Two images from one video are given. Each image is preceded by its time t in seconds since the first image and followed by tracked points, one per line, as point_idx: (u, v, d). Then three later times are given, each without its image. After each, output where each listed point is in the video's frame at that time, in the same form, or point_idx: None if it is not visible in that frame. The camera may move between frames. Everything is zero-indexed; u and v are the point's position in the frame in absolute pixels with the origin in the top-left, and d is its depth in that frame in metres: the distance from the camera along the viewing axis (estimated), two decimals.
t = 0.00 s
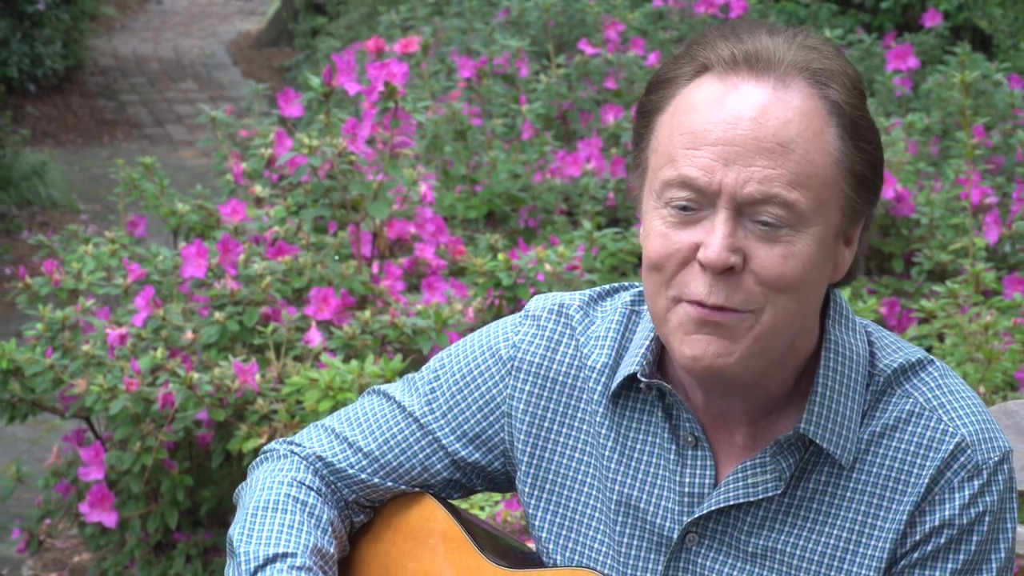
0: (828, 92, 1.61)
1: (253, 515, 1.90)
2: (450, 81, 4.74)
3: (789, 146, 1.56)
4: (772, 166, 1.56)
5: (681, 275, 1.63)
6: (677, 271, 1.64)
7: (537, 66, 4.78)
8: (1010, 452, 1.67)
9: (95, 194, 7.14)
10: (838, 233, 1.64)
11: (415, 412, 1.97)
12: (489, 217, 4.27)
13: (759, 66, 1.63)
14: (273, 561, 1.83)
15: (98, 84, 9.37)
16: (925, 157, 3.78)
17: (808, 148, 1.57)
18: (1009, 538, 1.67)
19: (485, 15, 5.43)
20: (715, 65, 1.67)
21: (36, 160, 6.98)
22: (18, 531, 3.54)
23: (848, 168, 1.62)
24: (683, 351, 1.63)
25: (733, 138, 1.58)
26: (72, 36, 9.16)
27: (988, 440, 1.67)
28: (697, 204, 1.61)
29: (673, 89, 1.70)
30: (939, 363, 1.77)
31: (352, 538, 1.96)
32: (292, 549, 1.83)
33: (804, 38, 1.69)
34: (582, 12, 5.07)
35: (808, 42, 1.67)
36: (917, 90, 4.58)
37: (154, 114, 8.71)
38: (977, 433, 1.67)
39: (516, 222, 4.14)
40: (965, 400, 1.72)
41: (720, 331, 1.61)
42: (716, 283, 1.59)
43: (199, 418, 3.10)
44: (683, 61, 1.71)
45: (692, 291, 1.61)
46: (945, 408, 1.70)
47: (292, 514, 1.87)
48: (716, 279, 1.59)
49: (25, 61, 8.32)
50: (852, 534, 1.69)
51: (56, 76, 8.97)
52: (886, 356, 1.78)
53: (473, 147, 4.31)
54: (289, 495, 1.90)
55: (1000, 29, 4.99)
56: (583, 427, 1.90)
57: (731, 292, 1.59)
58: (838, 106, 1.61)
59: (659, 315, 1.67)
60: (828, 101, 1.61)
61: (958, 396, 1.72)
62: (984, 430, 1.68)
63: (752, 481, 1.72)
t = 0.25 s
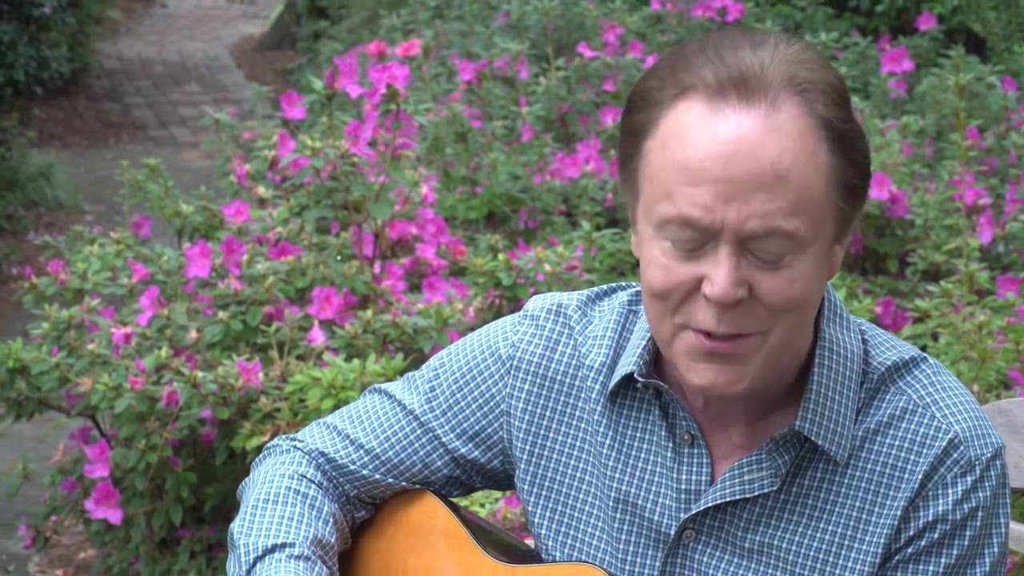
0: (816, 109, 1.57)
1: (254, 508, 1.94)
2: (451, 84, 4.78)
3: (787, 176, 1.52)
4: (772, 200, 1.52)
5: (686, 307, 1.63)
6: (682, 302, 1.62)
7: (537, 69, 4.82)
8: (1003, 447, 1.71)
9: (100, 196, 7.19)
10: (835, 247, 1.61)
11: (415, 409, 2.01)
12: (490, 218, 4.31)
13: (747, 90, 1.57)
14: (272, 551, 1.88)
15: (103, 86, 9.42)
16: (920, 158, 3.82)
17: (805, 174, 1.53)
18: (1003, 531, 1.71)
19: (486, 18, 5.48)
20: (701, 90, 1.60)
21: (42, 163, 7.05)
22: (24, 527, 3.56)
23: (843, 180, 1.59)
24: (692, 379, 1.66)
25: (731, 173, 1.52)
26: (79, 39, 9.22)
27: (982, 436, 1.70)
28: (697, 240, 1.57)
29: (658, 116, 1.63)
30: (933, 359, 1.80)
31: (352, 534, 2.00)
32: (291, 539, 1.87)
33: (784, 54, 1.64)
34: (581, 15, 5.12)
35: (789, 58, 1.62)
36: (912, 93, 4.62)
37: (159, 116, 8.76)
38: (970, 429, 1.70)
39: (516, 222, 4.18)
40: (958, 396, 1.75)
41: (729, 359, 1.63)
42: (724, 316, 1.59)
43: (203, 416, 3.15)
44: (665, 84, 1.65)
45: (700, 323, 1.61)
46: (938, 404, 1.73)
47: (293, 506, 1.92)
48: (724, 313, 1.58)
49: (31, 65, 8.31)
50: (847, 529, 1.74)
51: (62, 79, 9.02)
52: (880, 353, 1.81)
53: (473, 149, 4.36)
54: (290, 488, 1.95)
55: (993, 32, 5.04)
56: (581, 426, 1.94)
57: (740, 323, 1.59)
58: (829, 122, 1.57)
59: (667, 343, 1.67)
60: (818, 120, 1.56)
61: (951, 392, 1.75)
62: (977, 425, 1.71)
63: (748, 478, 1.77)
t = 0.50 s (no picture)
0: (798, 135, 1.59)
1: (258, 505, 1.98)
2: (452, 86, 4.82)
3: (775, 209, 1.55)
4: (763, 234, 1.55)
5: (686, 333, 1.69)
6: (682, 330, 1.68)
7: (537, 72, 4.86)
8: (996, 443, 1.75)
9: (106, 197, 7.24)
10: (824, 262, 1.65)
11: (416, 408, 2.05)
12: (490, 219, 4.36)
13: (730, 124, 1.59)
14: (275, 549, 1.92)
15: (109, 89, 9.48)
16: (915, 159, 3.84)
17: (793, 204, 1.56)
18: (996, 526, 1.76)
19: (487, 21, 5.52)
20: (684, 124, 1.62)
21: (49, 164, 7.07)
22: (30, 524, 3.60)
23: (829, 197, 1.61)
24: (696, 400, 1.74)
25: (720, 214, 1.55)
26: (86, 42, 9.23)
27: (975, 432, 1.74)
28: (691, 274, 1.61)
29: (644, 150, 1.65)
30: (926, 357, 1.84)
31: (353, 531, 2.04)
32: (293, 538, 1.91)
33: (764, 75, 1.65)
34: (581, 19, 5.17)
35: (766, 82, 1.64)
36: (907, 95, 4.67)
37: (164, 118, 8.82)
38: (964, 426, 1.75)
39: (516, 223, 4.22)
40: (951, 393, 1.79)
41: (729, 381, 1.69)
42: (723, 344, 1.64)
43: (207, 415, 3.19)
44: (648, 117, 1.68)
45: (702, 349, 1.68)
46: (932, 402, 1.77)
47: (296, 504, 1.96)
48: (723, 341, 1.64)
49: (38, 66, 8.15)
50: (844, 526, 1.78)
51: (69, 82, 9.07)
52: (875, 352, 1.85)
53: (474, 150, 4.41)
54: (294, 486, 1.98)
55: (987, 35, 5.08)
56: (581, 426, 1.99)
57: (739, 348, 1.65)
58: (811, 145, 1.59)
59: (670, 365, 1.74)
60: (801, 145, 1.58)
61: (945, 389, 1.79)
62: (971, 422, 1.76)
63: (746, 477, 1.81)
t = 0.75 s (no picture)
0: (786, 140, 1.61)
1: (255, 503, 2.03)
2: (453, 88, 4.87)
3: (765, 214, 1.57)
4: (753, 239, 1.57)
5: (680, 337, 1.71)
6: (676, 333, 1.70)
7: (537, 74, 4.91)
8: (988, 437, 1.76)
9: (111, 197, 7.33)
10: (814, 264, 1.67)
11: (415, 406, 2.10)
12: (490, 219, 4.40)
13: (718, 131, 1.61)
14: (269, 548, 1.96)
15: (115, 91, 9.59)
16: (909, 160, 3.90)
17: (782, 208, 1.58)
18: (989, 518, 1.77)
19: (488, 25, 5.57)
20: (672, 133, 1.64)
21: (55, 164, 7.19)
22: (36, 520, 3.64)
23: (818, 199, 1.63)
24: (693, 405, 1.77)
25: (710, 220, 1.57)
26: (91, 44, 9.32)
27: (966, 426, 1.76)
28: (683, 280, 1.63)
29: (634, 158, 1.67)
30: (919, 352, 1.87)
31: (351, 528, 2.08)
32: (287, 537, 1.95)
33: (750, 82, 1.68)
34: (580, 21, 5.21)
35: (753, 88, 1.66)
36: (902, 97, 4.71)
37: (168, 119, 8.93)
38: (956, 420, 1.76)
39: (516, 223, 4.27)
40: (944, 387, 1.81)
41: (726, 383, 1.72)
42: (716, 347, 1.66)
43: (211, 412, 3.23)
44: (638, 125, 1.70)
45: (696, 353, 1.70)
46: (924, 396, 1.79)
47: (291, 503, 2.00)
48: (717, 344, 1.66)
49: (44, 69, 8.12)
50: (838, 519, 1.81)
51: (75, 83, 9.16)
52: (867, 347, 1.88)
53: (474, 151, 4.45)
54: (289, 485, 2.03)
55: (981, 37, 5.13)
56: (578, 424, 2.03)
57: (733, 350, 1.67)
58: (800, 150, 1.61)
59: (666, 368, 1.76)
60: (789, 150, 1.61)
61: (937, 383, 1.81)
62: (963, 416, 1.77)
63: (740, 471, 1.84)
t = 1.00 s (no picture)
0: (789, 117, 1.61)
1: (245, 511, 2.03)
2: (454, 88, 4.91)
3: (762, 183, 1.56)
4: (750, 208, 1.56)
5: (674, 313, 1.67)
6: (670, 309, 1.66)
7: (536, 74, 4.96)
8: (984, 427, 1.73)
9: (115, 195, 7.43)
10: (812, 249, 1.65)
11: (414, 402, 2.08)
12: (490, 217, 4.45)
13: (720, 104, 1.61)
14: (258, 559, 1.96)
15: (120, 91, 9.69)
16: (904, 159, 3.94)
17: (780, 181, 1.57)
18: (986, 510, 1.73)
19: (488, 25, 5.61)
20: (676, 105, 1.65)
21: (60, 163, 7.24)
22: (42, 515, 3.70)
23: (817, 182, 1.62)
24: (685, 383, 1.71)
25: (708, 186, 1.56)
26: (96, 45, 9.42)
27: (962, 416, 1.73)
28: (680, 249, 1.61)
29: (637, 131, 1.67)
30: (915, 345, 1.84)
31: (350, 524, 2.09)
32: (277, 549, 1.95)
33: (757, 64, 1.68)
34: (579, 22, 5.25)
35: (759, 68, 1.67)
36: (897, 97, 4.76)
37: (172, 120, 9.02)
38: (951, 410, 1.73)
39: (516, 221, 4.32)
40: (941, 378, 1.78)
41: (719, 361, 1.67)
42: (710, 321, 1.63)
43: (214, 409, 3.27)
44: (640, 102, 1.70)
45: (689, 327, 1.65)
46: (920, 387, 1.76)
47: (282, 512, 2.00)
48: (711, 318, 1.62)
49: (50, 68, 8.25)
50: (835, 510, 1.77)
51: (80, 84, 9.24)
52: (863, 339, 1.85)
53: (475, 150, 4.50)
54: (281, 491, 2.02)
55: (974, 38, 5.19)
56: (574, 417, 2.00)
57: (726, 327, 1.63)
58: (801, 129, 1.61)
59: (660, 349, 1.72)
60: (791, 127, 1.60)
61: (933, 374, 1.78)
62: (959, 407, 1.74)
63: (738, 462, 1.80)
